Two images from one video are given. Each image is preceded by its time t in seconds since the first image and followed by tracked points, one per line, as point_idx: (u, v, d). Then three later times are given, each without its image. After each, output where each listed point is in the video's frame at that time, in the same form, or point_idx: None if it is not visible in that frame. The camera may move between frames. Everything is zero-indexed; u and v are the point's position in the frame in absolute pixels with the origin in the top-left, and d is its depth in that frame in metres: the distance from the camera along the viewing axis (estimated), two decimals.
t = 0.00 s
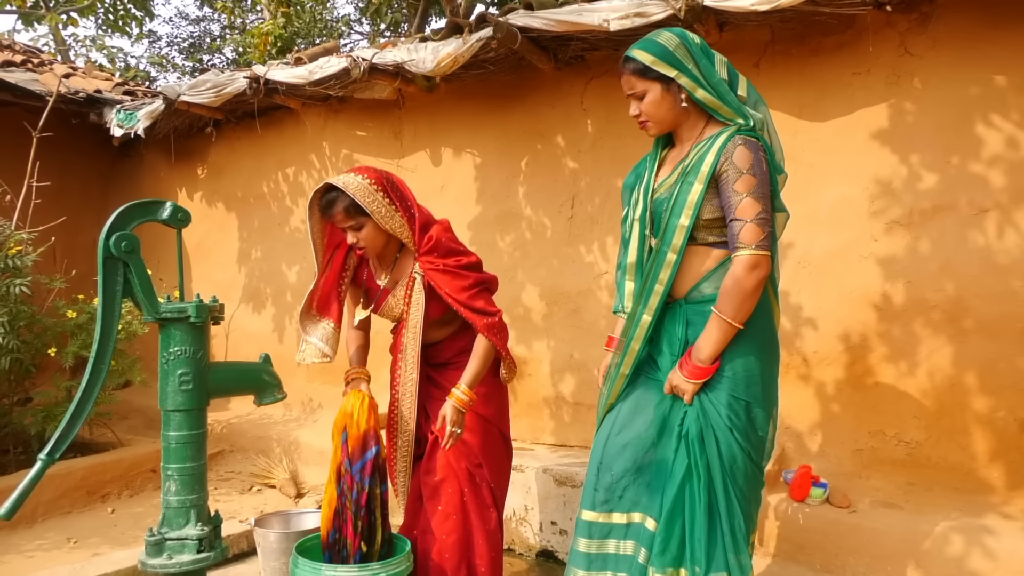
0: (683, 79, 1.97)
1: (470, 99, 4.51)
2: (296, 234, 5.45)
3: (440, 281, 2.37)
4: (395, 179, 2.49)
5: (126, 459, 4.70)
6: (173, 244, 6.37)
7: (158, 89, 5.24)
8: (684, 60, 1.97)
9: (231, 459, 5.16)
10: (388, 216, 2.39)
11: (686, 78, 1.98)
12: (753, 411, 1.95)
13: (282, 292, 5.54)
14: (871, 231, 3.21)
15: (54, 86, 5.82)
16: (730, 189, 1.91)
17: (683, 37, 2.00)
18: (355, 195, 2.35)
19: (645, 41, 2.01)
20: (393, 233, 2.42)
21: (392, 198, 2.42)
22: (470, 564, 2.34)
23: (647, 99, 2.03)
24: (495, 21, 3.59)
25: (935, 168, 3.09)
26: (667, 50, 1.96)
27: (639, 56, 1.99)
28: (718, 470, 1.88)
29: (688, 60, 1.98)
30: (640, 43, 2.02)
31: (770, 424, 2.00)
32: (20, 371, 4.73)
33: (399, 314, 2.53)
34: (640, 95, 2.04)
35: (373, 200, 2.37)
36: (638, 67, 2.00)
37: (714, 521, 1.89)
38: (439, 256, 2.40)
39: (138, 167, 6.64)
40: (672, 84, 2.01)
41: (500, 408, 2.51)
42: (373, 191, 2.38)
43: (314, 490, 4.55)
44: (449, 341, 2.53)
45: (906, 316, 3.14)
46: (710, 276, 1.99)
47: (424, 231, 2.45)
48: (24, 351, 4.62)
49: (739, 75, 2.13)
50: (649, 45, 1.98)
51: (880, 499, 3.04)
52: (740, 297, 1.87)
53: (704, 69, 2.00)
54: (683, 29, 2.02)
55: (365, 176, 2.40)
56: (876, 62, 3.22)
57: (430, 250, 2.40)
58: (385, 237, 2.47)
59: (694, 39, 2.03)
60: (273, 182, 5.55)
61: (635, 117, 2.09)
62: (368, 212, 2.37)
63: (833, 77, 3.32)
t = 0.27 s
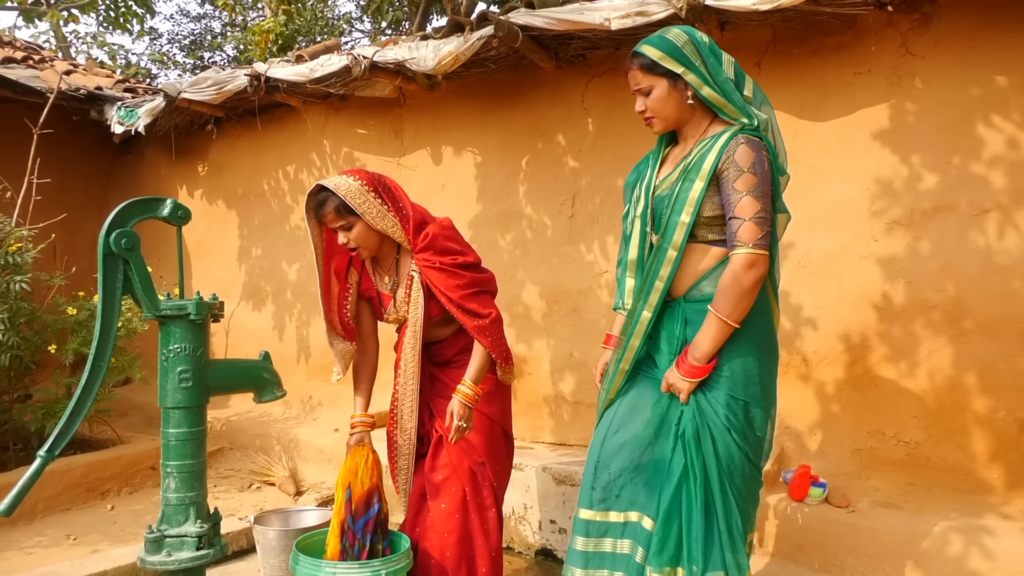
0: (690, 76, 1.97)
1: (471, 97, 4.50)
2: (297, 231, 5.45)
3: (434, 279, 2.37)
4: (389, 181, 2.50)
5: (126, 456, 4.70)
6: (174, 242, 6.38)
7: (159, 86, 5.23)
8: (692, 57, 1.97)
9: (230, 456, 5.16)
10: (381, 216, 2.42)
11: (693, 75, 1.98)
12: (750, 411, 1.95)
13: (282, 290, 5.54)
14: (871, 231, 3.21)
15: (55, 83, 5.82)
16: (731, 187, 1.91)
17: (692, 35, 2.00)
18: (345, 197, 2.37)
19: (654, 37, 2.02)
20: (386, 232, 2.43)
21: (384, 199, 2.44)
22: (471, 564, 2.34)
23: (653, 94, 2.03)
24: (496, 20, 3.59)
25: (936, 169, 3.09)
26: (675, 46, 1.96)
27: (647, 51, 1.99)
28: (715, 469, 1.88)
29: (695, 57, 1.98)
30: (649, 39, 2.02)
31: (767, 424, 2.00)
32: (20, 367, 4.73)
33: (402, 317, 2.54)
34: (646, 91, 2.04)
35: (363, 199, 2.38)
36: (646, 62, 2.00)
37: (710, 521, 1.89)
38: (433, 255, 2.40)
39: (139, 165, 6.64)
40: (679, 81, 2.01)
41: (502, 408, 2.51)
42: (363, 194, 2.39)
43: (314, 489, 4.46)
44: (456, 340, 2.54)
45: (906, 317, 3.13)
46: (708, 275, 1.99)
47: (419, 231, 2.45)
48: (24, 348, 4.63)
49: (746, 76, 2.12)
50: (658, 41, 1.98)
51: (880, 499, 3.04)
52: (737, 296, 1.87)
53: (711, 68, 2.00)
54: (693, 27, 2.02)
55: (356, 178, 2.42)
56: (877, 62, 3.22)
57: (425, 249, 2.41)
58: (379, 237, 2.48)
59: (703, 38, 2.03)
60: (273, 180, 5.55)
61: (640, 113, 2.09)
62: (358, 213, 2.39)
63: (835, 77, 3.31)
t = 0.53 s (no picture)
0: (691, 75, 1.97)
1: (470, 96, 4.50)
2: (296, 230, 5.44)
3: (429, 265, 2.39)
4: (398, 168, 2.56)
5: (125, 455, 4.70)
6: (172, 240, 6.37)
7: (157, 84, 5.23)
8: (694, 56, 1.97)
9: (229, 455, 5.15)
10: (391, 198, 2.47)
11: (694, 73, 1.98)
12: (748, 410, 1.95)
13: (281, 289, 5.54)
14: (870, 231, 3.21)
15: (53, 81, 5.81)
16: (731, 186, 1.91)
17: (695, 34, 2.00)
18: (348, 174, 2.43)
19: (656, 35, 2.02)
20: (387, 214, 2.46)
21: (389, 183, 2.48)
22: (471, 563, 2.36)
23: (654, 93, 2.03)
24: (495, 19, 3.59)
25: (935, 169, 3.09)
26: (677, 45, 1.96)
27: (649, 49, 1.99)
28: (713, 469, 1.88)
29: (697, 56, 1.98)
30: (651, 37, 2.02)
31: (765, 424, 2.00)
32: (18, 366, 4.72)
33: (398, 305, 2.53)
34: (647, 89, 2.04)
35: (365, 177, 2.43)
36: (648, 60, 2.00)
37: (708, 520, 1.89)
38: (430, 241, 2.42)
39: (138, 163, 6.63)
40: (680, 80, 2.01)
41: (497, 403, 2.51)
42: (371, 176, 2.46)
43: (313, 488, 4.46)
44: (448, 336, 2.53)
45: (905, 316, 3.14)
46: (707, 275, 1.99)
47: (419, 217, 2.47)
48: (22, 346, 4.62)
49: (748, 76, 2.12)
50: (660, 39, 1.98)
51: (878, 498, 3.05)
52: (736, 295, 1.87)
53: (713, 67, 2.00)
54: (696, 26, 2.02)
55: (363, 159, 2.48)
56: (876, 62, 3.22)
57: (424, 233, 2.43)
58: (379, 219, 2.51)
59: (706, 37, 2.03)
60: (272, 178, 5.55)
61: (641, 112, 2.09)
62: (358, 190, 2.43)
63: (834, 77, 3.31)
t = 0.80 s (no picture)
0: (689, 75, 1.97)
1: (468, 96, 4.50)
2: (293, 230, 5.44)
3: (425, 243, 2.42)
4: (419, 152, 2.62)
5: (122, 455, 4.69)
6: (169, 240, 6.36)
7: (154, 84, 5.22)
8: (692, 56, 1.97)
9: (226, 455, 5.14)
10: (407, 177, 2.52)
11: (692, 73, 1.98)
12: (746, 410, 1.95)
13: (278, 289, 5.53)
14: (867, 231, 3.22)
15: (50, 80, 5.80)
16: (728, 186, 1.91)
17: (694, 34, 2.00)
18: (368, 145, 2.50)
19: (656, 34, 2.02)
20: (400, 192, 2.51)
21: (408, 162, 2.54)
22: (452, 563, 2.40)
23: (652, 92, 2.03)
24: (493, 19, 3.59)
25: (931, 169, 3.09)
26: (676, 45, 1.97)
27: (648, 49, 1.99)
28: (710, 469, 1.88)
29: (696, 56, 1.98)
30: (650, 36, 2.02)
31: (763, 424, 2.00)
32: (15, 366, 4.72)
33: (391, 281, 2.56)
34: (645, 88, 2.04)
35: (382, 152, 2.50)
36: (646, 60, 2.00)
37: (706, 520, 1.89)
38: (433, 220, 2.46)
39: (135, 163, 6.62)
40: (678, 80, 2.01)
41: (484, 409, 2.53)
42: (390, 154, 2.52)
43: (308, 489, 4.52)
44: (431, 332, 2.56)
45: (902, 316, 3.14)
46: (705, 275, 1.99)
47: (429, 198, 2.51)
48: (18, 347, 4.62)
49: (746, 77, 2.13)
50: (659, 38, 1.98)
51: (875, 499, 3.07)
52: (733, 296, 1.87)
53: (711, 67, 2.00)
54: (695, 26, 2.02)
55: (386, 137, 2.55)
56: (873, 62, 3.22)
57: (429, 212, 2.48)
58: (395, 195, 2.57)
59: (705, 37, 2.03)
60: (269, 178, 5.54)
61: (639, 111, 2.09)
62: (377, 162, 2.50)
63: (831, 77, 3.32)
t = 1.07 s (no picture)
0: (692, 74, 1.97)
1: (466, 95, 4.50)
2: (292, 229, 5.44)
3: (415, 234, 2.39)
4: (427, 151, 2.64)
5: (120, 455, 4.69)
6: (168, 240, 6.36)
7: (153, 84, 5.21)
8: (695, 54, 1.98)
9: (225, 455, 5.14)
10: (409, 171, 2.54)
11: (695, 72, 1.98)
12: (744, 410, 1.95)
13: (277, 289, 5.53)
14: (865, 230, 3.22)
15: (49, 80, 5.80)
16: (729, 187, 1.91)
17: (697, 33, 2.01)
18: (373, 137, 2.55)
19: (659, 32, 2.02)
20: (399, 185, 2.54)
21: (409, 157, 2.56)
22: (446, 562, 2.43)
23: (655, 90, 2.03)
24: (491, 19, 3.59)
25: (930, 168, 3.10)
26: (680, 43, 1.97)
27: (652, 46, 1.99)
28: (709, 469, 1.89)
29: (700, 55, 1.98)
30: (654, 33, 2.02)
31: (762, 424, 2.00)
32: (14, 366, 4.73)
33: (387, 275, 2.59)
34: (648, 85, 2.04)
35: (387, 147, 2.54)
36: (650, 57, 2.00)
37: (705, 520, 1.89)
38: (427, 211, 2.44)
39: (134, 162, 6.62)
40: (680, 78, 2.01)
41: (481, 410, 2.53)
42: (395, 149, 2.55)
43: (307, 487, 4.43)
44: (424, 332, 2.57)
45: (900, 316, 3.14)
46: (705, 275, 1.99)
47: (428, 194, 2.50)
48: (17, 347, 4.63)
49: (748, 77, 2.13)
50: (663, 35, 1.98)
51: (873, 498, 3.07)
52: (733, 296, 1.87)
53: (714, 66, 2.00)
54: (699, 25, 2.02)
55: (394, 132, 2.59)
56: (872, 62, 3.23)
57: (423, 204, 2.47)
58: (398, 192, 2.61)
59: (708, 37, 2.03)
60: (268, 178, 5.54)
61: (640, 108, 2.09)
62: (383, 156, 2.54)
63: (829, 77, 3.32)
